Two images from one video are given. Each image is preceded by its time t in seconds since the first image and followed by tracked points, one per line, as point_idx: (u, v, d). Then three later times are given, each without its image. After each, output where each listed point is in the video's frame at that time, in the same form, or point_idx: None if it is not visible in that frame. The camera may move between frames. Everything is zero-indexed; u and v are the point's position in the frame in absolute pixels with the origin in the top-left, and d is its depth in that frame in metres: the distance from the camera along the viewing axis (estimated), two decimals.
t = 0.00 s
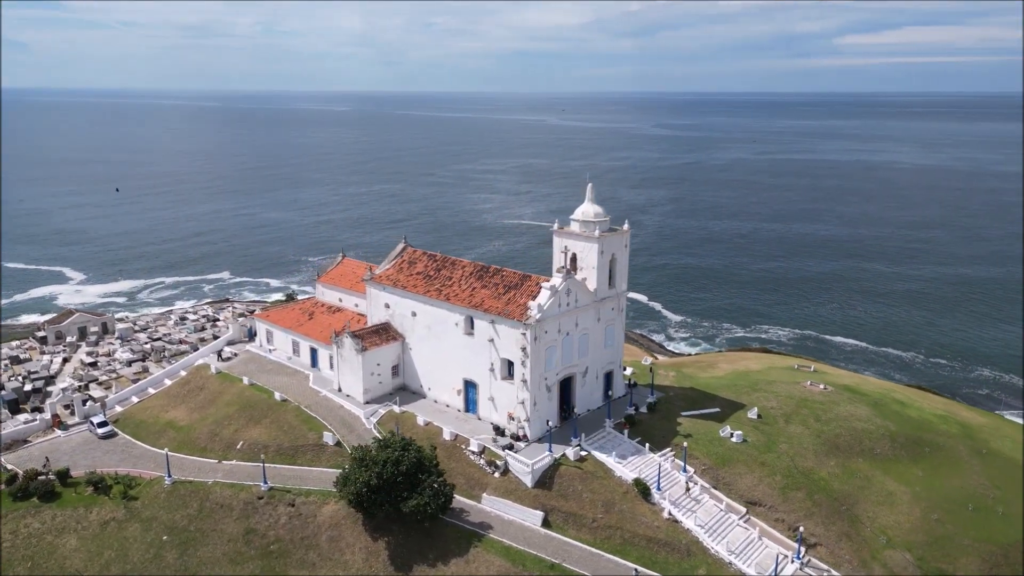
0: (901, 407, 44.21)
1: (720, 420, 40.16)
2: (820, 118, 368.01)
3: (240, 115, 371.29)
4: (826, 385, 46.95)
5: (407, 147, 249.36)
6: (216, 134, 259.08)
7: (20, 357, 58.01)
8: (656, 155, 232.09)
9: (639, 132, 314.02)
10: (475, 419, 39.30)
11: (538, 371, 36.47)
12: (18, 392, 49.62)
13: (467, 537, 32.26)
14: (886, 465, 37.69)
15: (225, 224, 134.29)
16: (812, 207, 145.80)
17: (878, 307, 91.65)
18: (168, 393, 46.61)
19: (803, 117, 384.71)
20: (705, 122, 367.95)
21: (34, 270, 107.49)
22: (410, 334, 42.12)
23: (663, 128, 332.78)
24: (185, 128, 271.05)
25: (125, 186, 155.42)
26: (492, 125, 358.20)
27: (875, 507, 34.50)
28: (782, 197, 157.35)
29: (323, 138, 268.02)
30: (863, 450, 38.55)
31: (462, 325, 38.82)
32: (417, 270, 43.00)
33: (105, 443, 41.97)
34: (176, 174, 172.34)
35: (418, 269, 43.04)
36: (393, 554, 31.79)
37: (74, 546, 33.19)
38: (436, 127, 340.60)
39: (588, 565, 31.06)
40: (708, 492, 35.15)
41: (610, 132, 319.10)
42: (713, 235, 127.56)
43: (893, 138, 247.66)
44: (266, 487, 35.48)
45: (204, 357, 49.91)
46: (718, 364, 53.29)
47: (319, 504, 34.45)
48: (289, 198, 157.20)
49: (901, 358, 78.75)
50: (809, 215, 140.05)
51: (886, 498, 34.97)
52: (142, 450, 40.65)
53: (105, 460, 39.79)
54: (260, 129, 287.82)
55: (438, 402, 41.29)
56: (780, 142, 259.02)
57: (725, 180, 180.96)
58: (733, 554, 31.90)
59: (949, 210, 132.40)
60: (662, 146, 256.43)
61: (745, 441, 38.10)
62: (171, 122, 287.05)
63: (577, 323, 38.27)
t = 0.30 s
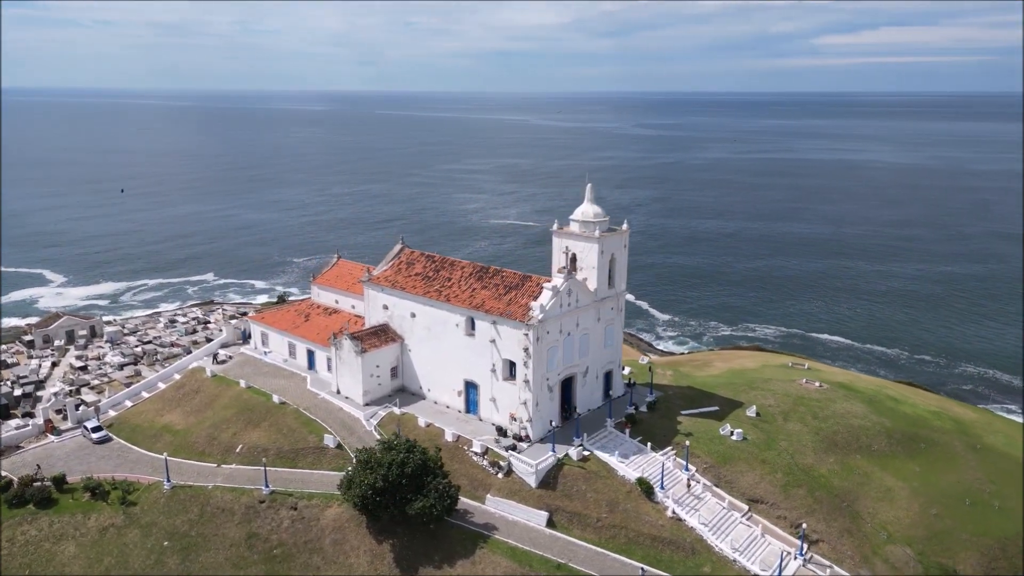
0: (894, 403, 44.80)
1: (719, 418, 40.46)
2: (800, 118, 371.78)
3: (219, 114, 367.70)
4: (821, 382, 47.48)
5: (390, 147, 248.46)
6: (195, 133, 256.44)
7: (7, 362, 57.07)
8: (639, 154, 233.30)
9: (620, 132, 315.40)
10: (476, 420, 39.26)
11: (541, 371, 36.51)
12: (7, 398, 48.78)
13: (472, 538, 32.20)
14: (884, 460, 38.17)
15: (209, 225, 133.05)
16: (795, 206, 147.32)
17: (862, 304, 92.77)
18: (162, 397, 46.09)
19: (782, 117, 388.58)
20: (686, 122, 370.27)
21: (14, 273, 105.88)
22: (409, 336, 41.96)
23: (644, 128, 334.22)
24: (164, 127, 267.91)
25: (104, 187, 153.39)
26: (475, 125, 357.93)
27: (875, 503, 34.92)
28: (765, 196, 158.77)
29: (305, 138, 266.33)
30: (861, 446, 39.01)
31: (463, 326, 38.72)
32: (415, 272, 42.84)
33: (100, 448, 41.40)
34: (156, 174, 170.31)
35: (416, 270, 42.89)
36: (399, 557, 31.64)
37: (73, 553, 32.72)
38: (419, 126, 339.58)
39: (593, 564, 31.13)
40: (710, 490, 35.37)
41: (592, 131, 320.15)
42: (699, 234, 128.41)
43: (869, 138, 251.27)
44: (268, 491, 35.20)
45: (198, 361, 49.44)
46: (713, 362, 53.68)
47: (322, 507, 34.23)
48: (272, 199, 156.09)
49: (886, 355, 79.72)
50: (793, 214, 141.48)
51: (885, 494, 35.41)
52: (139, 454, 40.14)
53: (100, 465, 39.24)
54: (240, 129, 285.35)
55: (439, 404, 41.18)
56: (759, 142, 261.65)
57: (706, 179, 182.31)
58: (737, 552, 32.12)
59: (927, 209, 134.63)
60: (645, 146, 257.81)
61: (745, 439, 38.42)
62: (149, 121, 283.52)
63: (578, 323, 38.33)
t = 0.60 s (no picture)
0: (889, 400, 45.37)
1: (719, 417, 40.73)
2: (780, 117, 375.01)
3: (198, 113, 363.88)
4: (816, 380, 47.96)
5: (373, 147, 247.33)
6: (175, 133, 253.69)
7: None
8: (622, 154, 234.20)
9: (602, 132, 315.84)
10: (477, 421, 39.20)
11: (543, 372, 36.55)
12: None
13: (478, 539, 32.15)
14: (881, 456, 38.65)
15: (192, 226, 131.74)
16: (778, 205, 148.61)
17: (847, 302, 93.75)
18: (157, 401, 45.56)
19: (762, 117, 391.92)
20: (669, 121, 372.05)
21: None
22: (408, 337, 41.79)
23: (627, 127, 335.40)
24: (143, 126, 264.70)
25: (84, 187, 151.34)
26: (457, 124, 357.34)
27: (875, 499, 35.34)
28: (749, 195, 159.94)
29: (287, 138, 264.57)
30: (858, 443, 39.46)
31: (463, 327, 38.68)
32: (414, 272, 42.70)
33: (94, 453, 40.83)
34: (136, 174, 168.15)
35: (414, 271, 42.74)
36: (404, 559, 31.52)
37: (73, 559, 32.25)
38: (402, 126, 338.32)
39: (599, 563, 31.23)
40: (712, 488, 35.59)
41: (575, 130, 320.83)
42: (684, 233, 129.11)
43: (847, 138, 254.10)
44: (270, 494, 34.91)
45: (192, 364, 48.92)
46: (707, 361, 54.05)
47: (325, 510, 34.00)
48: (256, 199, 154.79)
49: (871, 352, 80.63)
50: (777, 213, 142.74)
51: (884, 490, 35.84)
52: (135, 459, 39.63)
53: (96, 470, 38.69)
54: (220, 128, 282.78)
55: (438, 405, 41.11)
56: (740, 141, 263.38)
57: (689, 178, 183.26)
58: (741, 550, 32.38)
59: (907, 208, 136.39)
60: (628, 146, 258.87)
61: (745, 436, 38.72)
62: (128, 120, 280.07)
63: (579, 323, 38.40)
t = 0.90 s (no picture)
0: (884, 397, 45.97)
1: (718, 415, 41.02)
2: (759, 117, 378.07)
3: (175, 113, 359.60)
4: (811, 377, 48.47)
5: (355, 147, 245.98)
6: (153, 132, 250.77)
7: None
8: (604, 153, 234.85)
9: (584, 131, 316.82)
10: (479, 421, 39.19)
11: (545, 371, 36.60)
12: None
13: (484, 540, 32.09)
14: (878, 452, 39.14)
15: (174, 228, 130.30)
16: (761, 203, 149.81)
17: (832, 300, 94.76)
18: (152, 405, 45.02)
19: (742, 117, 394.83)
20: (649, 120, 373.62)
21: None
22: (408, 338, 41.63)
23: (608, 127, 336.40)
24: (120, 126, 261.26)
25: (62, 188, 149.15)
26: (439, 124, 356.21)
27: (873, 495, 35.79)
28: (732, 194, 161.05)
29: (267, 138, 262.47)
30: (856, 439, 39.94)
31: (464, 328, 38.62)
32: (412, 273, 42.56)
33: (89, 459, 40.24)
34: (115, 174, 166.08)
35: (412, 272, 42.62)
36: (410, 561, 31.37)
37: (72, 567, 31.79)
38: (383, 125, 336.84)
39: (606, 562, 31.32)
40: (714, 485, 35.83)
41: (557, 130, 321.23)
42: (670, 232, 129.72)
43: (825, 137, 257.25)
44: (272, 498, 34.64)
45: (186, 367, 48.42)
46: (702, 359, 54.37)
47: (328, 513, 33.79)
48: (238, 200, 153.40)
49: (856, 349, 81.61)
50: (760, 211, 143.89)
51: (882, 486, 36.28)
52: (131, 464, 39.14)
53: (92, 476, 38.16)
54: (199, 128, 279.88)
55: (439, 406, 41.04)
56: (720, 141, 265.39)
57: (671, 178, 184.36)
58: (744, 547, 32.64)
59: (887, 208, 138.28)
60: (610, 145, 259.71)
61: (745, 434, 39.04)
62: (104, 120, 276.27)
63: (579, 323, 38.49)
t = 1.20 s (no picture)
0: (878, 393, 46.54)
1: (717, 413, 41.30)
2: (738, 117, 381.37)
3: (152, 112, 355.07)
4: (806, 375, 48.92)
5: (336, 147, 244.57)
6: (131, 132, 247.58)
7: None
8: (586, 153, 235.34)
9: (566, 130, 317.76)
10: (480, 422, 39.19)
11: (548, 372, 36.67)
12: None
13: (490, 540, 32.06)
14: (875, 448, 39.64)
15: (156, 230, 128.86)
16: (744, 203, 150.99)
17: (817, 298, 95.75)
18: (146, 409, 44.48)
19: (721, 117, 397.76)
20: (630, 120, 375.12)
21: None
22: (407, 339, 41.50)
23: (589, 126, 337.34)
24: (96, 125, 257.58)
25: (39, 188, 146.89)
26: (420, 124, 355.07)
27: (873, 490, 36.25)
28: (715, 193, 162.27)
29: (247, 138, 260.16)
30: (853, 436, 40.38)
31: (465, 328, 38.62)
32: (411, 274, 42.43)
33: (85, 464, 39.69)
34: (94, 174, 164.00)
35: (411, 273, 42.48)
36: (416, 563, 31.26)
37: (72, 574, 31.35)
38: (364, 125, 335.19)
39: (612, 561, 31.42)
40: (716, 483, 36.08)
41: (539, 129, 321.61)
42: (655, 231, 130.30)
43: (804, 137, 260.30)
44: (274, 502, 34.37)
45: (181, 370, 47.89)
46: (696, 358, 54.72)
47: (332, 516, 33.56)
48: (220, 201, 151.97)
49: (841, 346, 82.49)
50: (743, 211, 145.05)
51: (881, 481, 36.75)
52: (128, 470, 38.64)
53: (89, 482, 37.64)
54: (178, 127, 276.70)
55: (439, 407, 40.99)
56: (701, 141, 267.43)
57: (653, 177, 185.53)
58: (748, 544, 32.90)
59: (866, 207, 140.27)
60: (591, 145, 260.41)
61: (745, 432, 39.37)
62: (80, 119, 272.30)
63: (581, 323, 38.58)
